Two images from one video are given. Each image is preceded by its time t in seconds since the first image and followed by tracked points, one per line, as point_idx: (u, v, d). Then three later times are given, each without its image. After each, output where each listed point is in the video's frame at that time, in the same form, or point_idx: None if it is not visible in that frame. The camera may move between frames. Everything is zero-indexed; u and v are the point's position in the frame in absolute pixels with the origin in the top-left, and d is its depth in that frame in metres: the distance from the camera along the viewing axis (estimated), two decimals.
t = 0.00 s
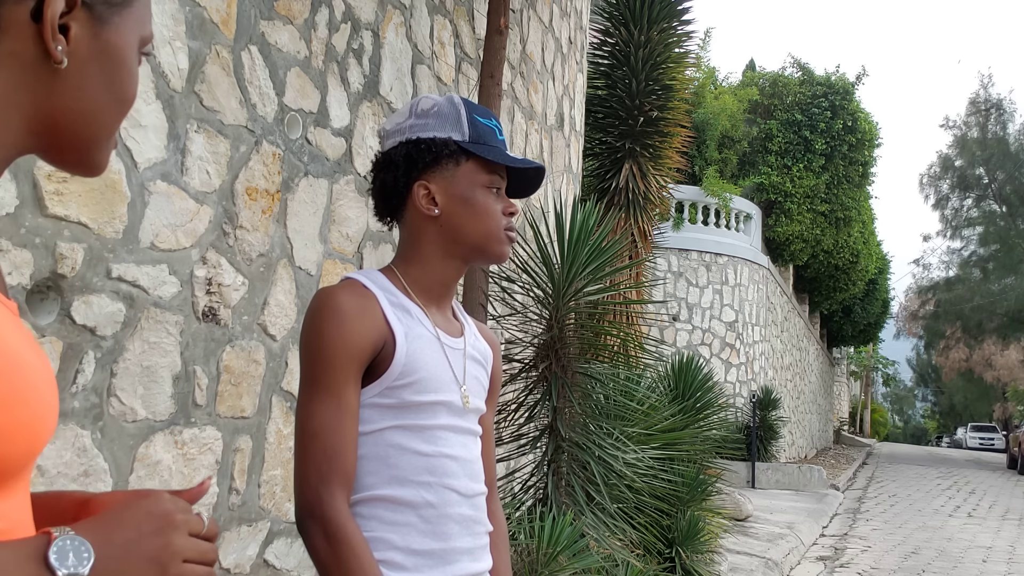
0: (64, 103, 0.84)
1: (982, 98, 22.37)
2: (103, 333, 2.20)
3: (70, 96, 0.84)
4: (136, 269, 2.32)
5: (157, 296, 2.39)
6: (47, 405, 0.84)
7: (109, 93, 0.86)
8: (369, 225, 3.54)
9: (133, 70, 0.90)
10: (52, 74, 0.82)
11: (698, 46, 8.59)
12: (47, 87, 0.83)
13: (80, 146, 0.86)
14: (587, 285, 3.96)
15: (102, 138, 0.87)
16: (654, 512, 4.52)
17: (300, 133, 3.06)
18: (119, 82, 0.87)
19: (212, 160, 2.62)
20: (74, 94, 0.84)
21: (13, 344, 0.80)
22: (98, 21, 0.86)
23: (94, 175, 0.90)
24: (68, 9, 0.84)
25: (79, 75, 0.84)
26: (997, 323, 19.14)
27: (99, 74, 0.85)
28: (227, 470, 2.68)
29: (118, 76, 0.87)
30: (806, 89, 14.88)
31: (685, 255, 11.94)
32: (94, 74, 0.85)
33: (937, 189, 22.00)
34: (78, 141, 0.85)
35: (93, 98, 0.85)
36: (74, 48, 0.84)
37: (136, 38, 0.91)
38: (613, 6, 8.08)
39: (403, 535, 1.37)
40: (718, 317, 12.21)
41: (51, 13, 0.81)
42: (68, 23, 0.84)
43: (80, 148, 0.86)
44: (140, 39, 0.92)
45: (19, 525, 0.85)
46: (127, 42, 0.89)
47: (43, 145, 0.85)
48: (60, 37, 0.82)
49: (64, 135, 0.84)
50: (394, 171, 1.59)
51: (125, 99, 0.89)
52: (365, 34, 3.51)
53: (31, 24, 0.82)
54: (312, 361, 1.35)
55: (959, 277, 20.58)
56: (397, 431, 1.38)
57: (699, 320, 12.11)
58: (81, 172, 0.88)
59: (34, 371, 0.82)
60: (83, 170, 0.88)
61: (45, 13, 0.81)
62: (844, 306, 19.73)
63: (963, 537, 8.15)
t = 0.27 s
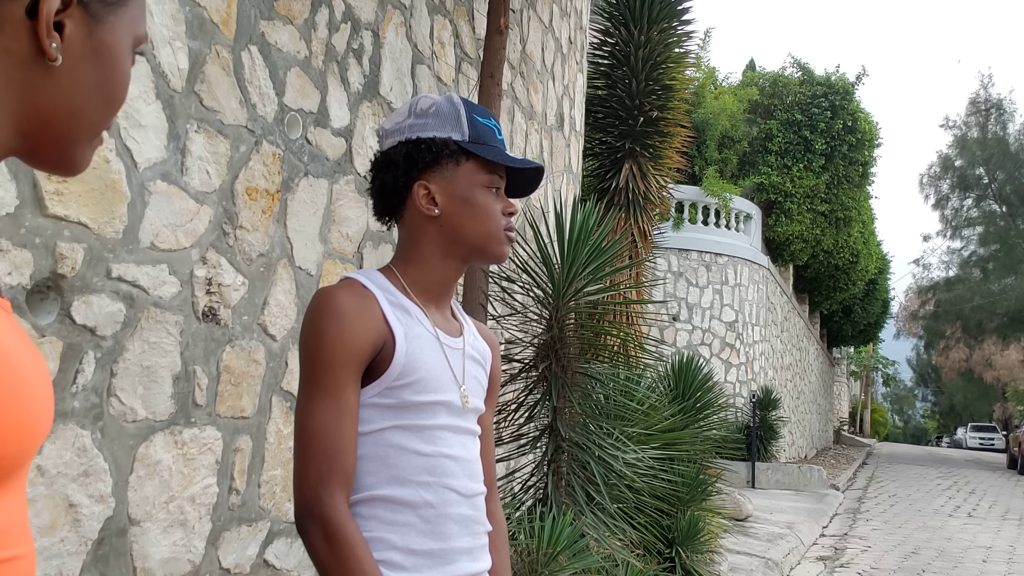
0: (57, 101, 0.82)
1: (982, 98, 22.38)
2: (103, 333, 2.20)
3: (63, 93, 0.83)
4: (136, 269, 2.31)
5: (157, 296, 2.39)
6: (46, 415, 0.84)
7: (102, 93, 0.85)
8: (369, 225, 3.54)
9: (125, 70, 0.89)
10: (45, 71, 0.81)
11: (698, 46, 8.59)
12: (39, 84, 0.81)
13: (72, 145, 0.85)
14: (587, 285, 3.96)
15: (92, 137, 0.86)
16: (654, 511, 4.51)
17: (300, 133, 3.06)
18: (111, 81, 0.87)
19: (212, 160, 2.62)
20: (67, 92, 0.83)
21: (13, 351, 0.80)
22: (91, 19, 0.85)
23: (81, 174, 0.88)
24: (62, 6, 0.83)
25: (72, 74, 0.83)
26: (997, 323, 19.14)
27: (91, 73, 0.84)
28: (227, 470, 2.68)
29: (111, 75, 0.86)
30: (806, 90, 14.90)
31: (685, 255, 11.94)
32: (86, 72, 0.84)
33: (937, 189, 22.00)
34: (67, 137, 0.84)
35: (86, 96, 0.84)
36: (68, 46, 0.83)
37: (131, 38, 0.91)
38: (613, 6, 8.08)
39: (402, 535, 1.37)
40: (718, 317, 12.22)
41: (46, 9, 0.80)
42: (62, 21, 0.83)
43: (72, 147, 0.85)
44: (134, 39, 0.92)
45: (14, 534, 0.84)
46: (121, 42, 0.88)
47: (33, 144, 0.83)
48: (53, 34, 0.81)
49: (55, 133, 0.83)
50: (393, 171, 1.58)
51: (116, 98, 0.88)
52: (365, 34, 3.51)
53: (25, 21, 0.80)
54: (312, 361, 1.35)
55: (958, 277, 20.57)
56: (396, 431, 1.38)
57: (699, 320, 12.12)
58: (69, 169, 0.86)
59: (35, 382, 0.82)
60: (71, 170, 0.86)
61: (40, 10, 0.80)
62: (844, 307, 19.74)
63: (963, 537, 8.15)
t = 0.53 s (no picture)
0: (55, 98, 0.82)
1: (982, 98, 22.37)
2: (103, 333, 2.20)
3: (61, 90, 0.83)
4: (136, 269, 2.31)
5: (157, 296, 2.39)
6: (45, 416, 0.83)
7: (101, 90, 0.85)
8: (369, 225, 3.54)
9: (126, 67, 0.89)
10: (43, 67, 0.81)
11: (698, 46, 8.59)
12: (37, 79, 0.81)
13: (71, 142, 0.84)
14: (587, 285, 3.96)
15: (91, 133, 0.86)
16: (654, 511, 4.51)
17: (300, 132, 3.06)
18: (110, 78, 0.86)
19: (212, 160, 2.62)
20: (65, 87, 0.83)
21: (13, 350, 0.80)
22: (91, 15, 0.85)
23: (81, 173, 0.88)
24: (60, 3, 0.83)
25: (70, 70, 0.83)
26: (997, 323, 19.15)
27: (90, 69, 0.84)
28: (227, 470, 2.68)
29: (110, 72, 0.86)
30: (806, 90, 14.90)
31: (685, 255, 11.94)
32: (84, 69, 0.84)
33: (937, 189, 22.00)
34: (66, 135, 0.84)
35: (85, 92, 0.84)
36: (66, 42, 0.83)
37: (130, 35, 0.90)
38: (613, 6, 8.08)
39: (402, 535, 1.37)
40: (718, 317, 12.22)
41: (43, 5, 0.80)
42: (60, 18, 0.83)
43: (71, 143, 0.84)
44: (134, 38, 0.92)
45: (14, 536, 0.84)
46: (121, 40, 0.88)
47: (30, 140, 0.83)
48: (51, 30, 0.81)
49: (53, 129, 0.83)
50: (392, 171, 1.58)
51: (116, 94, 0.88)
52: (365, 34, 3.51)
53: (22, 16, 0.80)
54: (312, 361, 1.35)
55: (959, 277, 20.57)
56: (395, 431, 1.38)
57: (699, 320, 12.12)
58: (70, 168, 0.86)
59: (33, 382, 0.81)
60: (71, 167, 0.86)
61: (38, 6, 0.80)
62: (844, 307, 19.74)
63: (963, 537, 8.15)
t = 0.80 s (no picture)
0: (53, 104, 0.82)
1: (982, 98, 22.35)
2: (103, 333, 2.20)
3: (60, 95, 0.82)
4: (136, 269, 2.32)
5: (157, 296, 2.39)
6: (42, 420, 0.84)
7: (101, 98, 0.85)
8: (369, 225, 3.55)
9: (124, 76, 0.89)
10: (44, 74, 0.81)
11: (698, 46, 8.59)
12: (39, 84, 0.81)
13: (68, 150, 0.85)
14: (587, 285, 3.96)
15: (89, 141, 0.86)
16: (654, 511, 4.51)
17: (300, 133, 3.06)
18: (109, 86, 0.86)
19: (212, 160, 2.62)
20: (65, 96, 0.82)
21: (9, 353, 0.80)
22: (94, 24, 0.85)
23: (73, 178, 0.88)
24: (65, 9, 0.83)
25: (70, 78, 0.83)
26: (997, 323, 19.15)
27: (91, 78, 0.84)
28: (227, 470, 2.68)
29: (108, 81, 0.86)
30: (806, 90, 14.90)
31: (685, 255, 11.95)
32: (85, 77, 0.84)
33: (937, 189, 22.01)
34: (62, 142, 0.84)
35: (84, 100, 0.84)
36: (68, 49, 0.83)
37: (131, 44, 0.91)
38: (613, 6, 8.08)
39: (401, 535, 1.37)
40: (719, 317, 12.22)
41: (49, 13, 0.80)
42: (63, 24, 0.83)
43: (68, 151, 0.85)
44: (136, 47, 0.92)
45: (12, 539, 0.84)
46: (122, 49, 0.88)
47: (27, 143, 0.83)
48: (54, 38, 0.81)
49: (51, 133, 0.83)
50: (391, 171, 1.59)
51: (113, 102, 0.88)
52: (365, 34, 3.51)
53: (26, 21, 0.79)
54: (311, 361, 1.35)
55: (959, 277, 20.56)
56: (395, 431, 1.38)
57: (699, 320, 12.12)
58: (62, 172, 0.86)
59: (32, 386, 0.82)
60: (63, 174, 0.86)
61: (42, 12, 0.79)
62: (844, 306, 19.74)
63: (963, 537, 8.15)
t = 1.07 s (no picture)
0: (49, 104, 0.82)
1: (982, 98, 22.34)
2: (103, 333, 2.20)
3: (56, 94, 0.82)
4: (136, 269, 2.31)
5: (157, 296, 2.39)
6: (35, 421, 0.83)
7: (96, 98, 0.85)
8: (369, 225, 3.55)
9: (121, 78, 0.89)
10: (41, 73, 0.81)
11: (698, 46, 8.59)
12: (36, 84, 0.81)
13: (63, 150, 0.84)
14: (587, 285, 3.96)
15: (84, 142, 0.86)
16: (654, 511, 4.51)
17: (300, 133, 3.06)
18: (105, 86, 0.86)
19: (212, 160, 2.62)
20: (60, 96, 0.82)
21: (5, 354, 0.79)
22: (93, 25, 0.85)
23: (66, 179, 0.88)
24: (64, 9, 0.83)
25: (67, 78, 0.83)
26: (997, 323, 19.15)
27: (87, 79, 0.84)
28: (227, 470, 2.68)
29: (105, 81, 0.86)
30: (806, 90, 14.91)
31: (685, 255, 11.95)
32: (82, 78, 0.84)
33: (937, 189, 22.01)
34: (56, 142, 0.83)
35: (79, 102, 0.84)
36: (67, 49, 0.83)
37: (130, 47, 0.91)
38: (613, 6, 8.08)
39: (400, 535, 1.36)
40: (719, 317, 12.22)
41: (48, 12, 0.80)
42: (62, 24, 0.82)
43: (63, 150, 0.84)
44: (135, 49, 0.92)
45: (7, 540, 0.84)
46: (119, 50, 0.88)
47: (20, 142, 0.82)
48: (53, 36, 0.80)
49: (46, 131, 0.82)
50: (389, 171, 1.59)
51: (108, 104, 0.88)
52: (365, 34, 3.50)
53: (25, 20, 0.79)
54: (310, 361, 1.35)
55: (958, 277, 20.56)
56: (394, 432, 1.38)
57: (699, 320, 12.12)
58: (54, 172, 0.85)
59: (26, 386, 0.81)
60: (56, 174, 0.85)
61: (42, 11, 0.79)
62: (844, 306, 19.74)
63: (963, 537, 8.15)
